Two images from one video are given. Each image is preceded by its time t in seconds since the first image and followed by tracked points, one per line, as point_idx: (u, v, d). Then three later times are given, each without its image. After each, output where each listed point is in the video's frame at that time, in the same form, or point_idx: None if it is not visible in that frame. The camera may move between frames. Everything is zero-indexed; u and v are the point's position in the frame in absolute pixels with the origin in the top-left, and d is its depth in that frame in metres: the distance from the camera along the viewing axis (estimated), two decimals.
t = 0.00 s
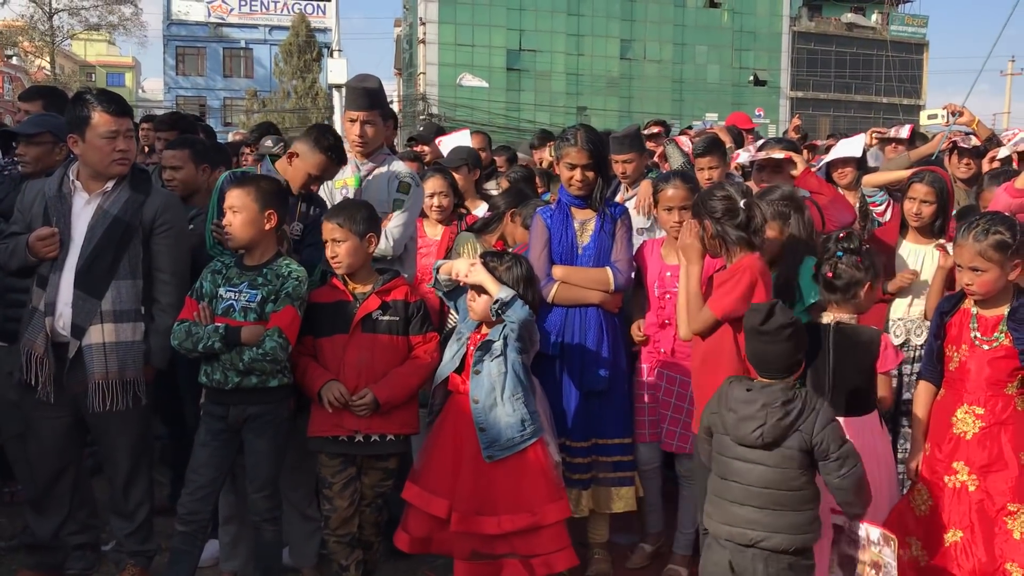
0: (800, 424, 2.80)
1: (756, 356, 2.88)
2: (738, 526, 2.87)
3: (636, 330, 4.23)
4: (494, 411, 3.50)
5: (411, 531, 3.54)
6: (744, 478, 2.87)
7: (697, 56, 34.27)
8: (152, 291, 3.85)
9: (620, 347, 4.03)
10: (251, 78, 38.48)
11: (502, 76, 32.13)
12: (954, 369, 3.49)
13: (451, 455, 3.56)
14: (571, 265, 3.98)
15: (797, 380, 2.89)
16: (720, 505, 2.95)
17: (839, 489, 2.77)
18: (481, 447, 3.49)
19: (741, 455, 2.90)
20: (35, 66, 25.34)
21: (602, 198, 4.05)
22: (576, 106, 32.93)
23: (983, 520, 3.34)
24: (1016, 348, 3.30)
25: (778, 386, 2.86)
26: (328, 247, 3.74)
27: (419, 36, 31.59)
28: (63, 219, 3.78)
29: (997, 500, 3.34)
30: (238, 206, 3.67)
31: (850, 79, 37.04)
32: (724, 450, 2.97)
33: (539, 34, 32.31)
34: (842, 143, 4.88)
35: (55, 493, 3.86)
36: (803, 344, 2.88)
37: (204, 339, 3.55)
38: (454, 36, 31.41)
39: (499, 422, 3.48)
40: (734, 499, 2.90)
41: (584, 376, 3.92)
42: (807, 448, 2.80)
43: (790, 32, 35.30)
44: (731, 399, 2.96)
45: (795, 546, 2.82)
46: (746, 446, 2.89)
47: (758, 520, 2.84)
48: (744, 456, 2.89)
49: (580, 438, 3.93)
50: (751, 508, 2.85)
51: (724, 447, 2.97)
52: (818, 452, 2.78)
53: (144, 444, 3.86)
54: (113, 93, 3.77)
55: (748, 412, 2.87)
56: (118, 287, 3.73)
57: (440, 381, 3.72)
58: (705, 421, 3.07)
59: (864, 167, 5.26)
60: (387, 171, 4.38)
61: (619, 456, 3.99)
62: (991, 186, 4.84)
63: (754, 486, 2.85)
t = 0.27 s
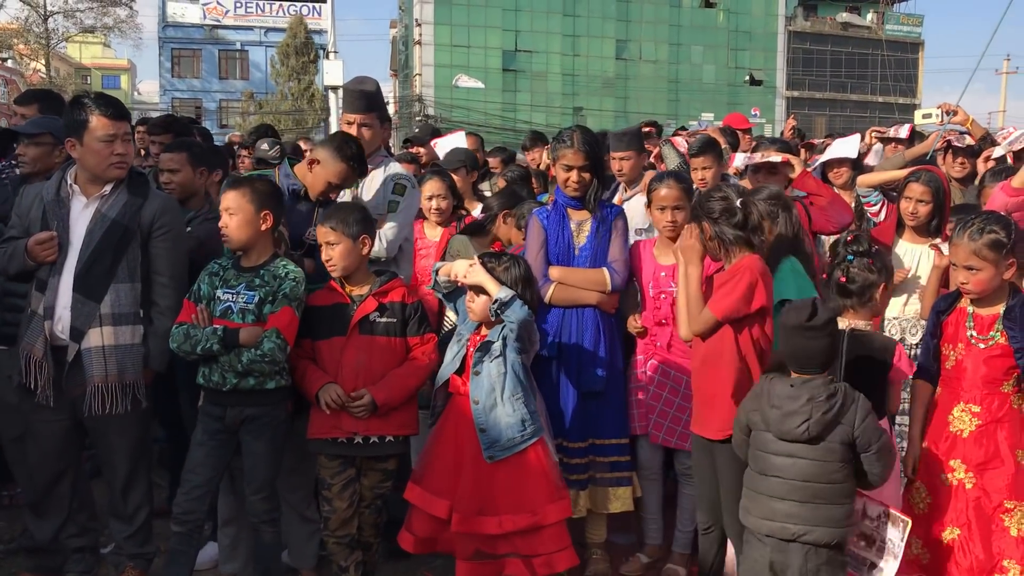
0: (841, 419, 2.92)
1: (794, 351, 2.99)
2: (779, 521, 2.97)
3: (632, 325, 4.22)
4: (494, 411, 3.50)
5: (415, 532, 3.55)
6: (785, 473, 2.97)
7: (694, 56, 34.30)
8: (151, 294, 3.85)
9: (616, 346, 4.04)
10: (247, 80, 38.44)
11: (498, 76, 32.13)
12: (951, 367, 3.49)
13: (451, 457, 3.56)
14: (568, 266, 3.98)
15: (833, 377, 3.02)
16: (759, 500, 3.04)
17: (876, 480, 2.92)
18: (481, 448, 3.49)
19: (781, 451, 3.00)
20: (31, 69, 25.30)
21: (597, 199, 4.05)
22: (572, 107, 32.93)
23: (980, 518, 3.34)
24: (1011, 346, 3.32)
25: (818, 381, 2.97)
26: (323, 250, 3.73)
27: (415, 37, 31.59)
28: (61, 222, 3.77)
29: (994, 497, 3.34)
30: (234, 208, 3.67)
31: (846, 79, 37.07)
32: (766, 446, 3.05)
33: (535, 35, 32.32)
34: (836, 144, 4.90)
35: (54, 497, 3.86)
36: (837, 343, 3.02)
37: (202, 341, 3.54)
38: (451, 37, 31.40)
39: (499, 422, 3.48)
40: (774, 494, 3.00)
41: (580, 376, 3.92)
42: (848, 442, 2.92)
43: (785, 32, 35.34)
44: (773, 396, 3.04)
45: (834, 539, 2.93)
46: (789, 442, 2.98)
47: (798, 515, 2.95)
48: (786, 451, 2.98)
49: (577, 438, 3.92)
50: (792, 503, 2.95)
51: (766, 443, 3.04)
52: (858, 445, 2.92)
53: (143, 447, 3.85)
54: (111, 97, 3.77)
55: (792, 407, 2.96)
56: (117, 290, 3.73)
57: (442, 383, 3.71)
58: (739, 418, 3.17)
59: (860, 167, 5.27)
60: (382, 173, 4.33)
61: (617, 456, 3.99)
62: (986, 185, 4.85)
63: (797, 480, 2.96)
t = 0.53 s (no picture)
0: (862, 409, 2.98)
1: (808, 343, 3.02)
2: (797, 511, 2.99)
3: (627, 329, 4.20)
4: (497, 411, 3.50)
5: (418, 537, 3.55)
6: (802, 464, 2.99)
7: (689, 54, 34.29)
8: (148, 295, 3.84)
9: (613, 346, 4.04)
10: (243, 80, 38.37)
11: (494, 75, 32.12)
12: (945, 363, 3.50)
13: (455, 460, 3.56)
14: (565, 265, 3.98)
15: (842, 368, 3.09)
16: (772, 491, 3.05)
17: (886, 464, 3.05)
18: (486, 448, 3.49)
19: (798, 441, 3.01)
20: (25, 71, 25.24)
21: (593, 198, 4.05)
22: (568, 106, 32.92)
23: (973, 513, 3.34)
24: (1006, 342, 3.33)
25: (837, 371, 3.01)
26: (309, 254, 3.75)
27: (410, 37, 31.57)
28: (58, 224, 3.77)
29: (986, 493, 3.34)
30: (213, 207, 3.67)
31: (842, 76, 37.10)
32: (784, 436, 3.04)
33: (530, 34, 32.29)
34: (832, 142, 4.89)
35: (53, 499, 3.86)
36: (846, 336, 3.08)
37: (190, 341, 3.54)
38: (446, 36, 31.38)
39: (504, 421, 3.49)
40: (790, 484, 3.01)
41: (577, 376, 3.93)
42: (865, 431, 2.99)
43: (781, 30, 35.37)
44: (789, 386, 3.05)
45: (847, 527, 3.00)
46: (809, 431, 3.00)
47: (815, 505, 2.98)
48: (806, 441, 3.00)
49: (575, 438, 3.92)
50: (809, 493, 2.98)
51: (785, 433, 3.04)
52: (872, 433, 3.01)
53: (141, 449, 3.85)
54: (108, 98, 3.77)
55: (816, 398, 2.97)
56: (115, 292, 3.73)
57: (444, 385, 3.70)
58: (746, 410, 3.16)
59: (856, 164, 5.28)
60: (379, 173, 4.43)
61: (615, 455, 4.00)
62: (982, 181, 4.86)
63: (816, 469, 2.98)
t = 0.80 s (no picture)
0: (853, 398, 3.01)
1: (797, 338, 3.04)
2: (798, 502, 3.00)
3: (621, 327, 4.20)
4: (498, 411, 3.51)
5: (419, 540, 3.54)
6: (800, 456, 3.01)
7: (683, 51, 34.28)
8: (146, 296, 3.85)
9: (610, 343, 4.05)
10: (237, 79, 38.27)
11: (488, 73, 32.09)
12: (940, 357, 3.51)
13: (456, 460, 3.56)
14: (561, 264, 3.98)
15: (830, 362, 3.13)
16: (772, 485, 3.06)
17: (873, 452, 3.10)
18: (487, 448, 3.50)
19: (795, 434, 3.03)
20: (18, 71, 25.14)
21: (589, 197, 4.06)
22: (562, 103, 32.90)
23: (967, 507, 3.36)
24: (1000, 338, 3.33)
25: (827, 363, 3.03)
26: (300, 257, 3.78)
27: (404, 35, 31.51)
28: (56, 225, 3.77)
29: (980, 487, 3.35)
30: (184, 207, 3.69)
31: (836, 72, 37.13)
32: (780, 430, 3.06)
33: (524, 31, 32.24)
34: (827, 137, 4.90)
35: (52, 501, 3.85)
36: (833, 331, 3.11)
37: (166, 340, 3.54)
38: (440, 34, 31.32)
39: (504, 421, 3.50)
40: (789, 477, 3.02)
41: (574, 374, 3.93)
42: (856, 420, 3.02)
43: (775, 26, 35.38)
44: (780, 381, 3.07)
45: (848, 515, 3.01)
46: (805, 422, 3.01)
47: (816, 495, 2.99)
48: (802, 433, 3.01)
49: (573, 436, 3.93)
50: (809, 484, 3.00)
51: (781, 426, 3.06)
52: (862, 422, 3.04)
53: (140, 450, 3.85)
54: (104, 99, 3.76)
55: (809, 390, 2.99)
56: (113, 292, 3.74)
57: (441, 386, 3.71)
58: (741, 406, 3.17)
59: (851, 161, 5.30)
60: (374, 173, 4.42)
61: (613, 451, 4.01)
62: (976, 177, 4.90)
63: (814, 460, 3.00)
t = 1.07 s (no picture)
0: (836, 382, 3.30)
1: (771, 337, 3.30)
2: (803, 490, 3.18)
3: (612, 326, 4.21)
4: (493, 410, 3.51)
5: (412, 536, 3.55)
6: (802, 445, 3.21)
7: (670, 47, 34.30)
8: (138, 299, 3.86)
9: (602, 341, 4.06)
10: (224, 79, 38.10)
11: (476, 71, 32.05)
12: (928, 350, 3.54)
13: (447, 460, 3.57)
14: (552, 261, 3.99)
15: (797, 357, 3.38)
16: (772, 477, 3.20)
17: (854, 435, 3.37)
18: (481, 448, 3.50)
19: (794, 424, 3.22)
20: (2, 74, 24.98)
21: (580, 194, 4.07)
22: (550, 100, 32.90)
23: (956, 498, 3.38)
24: (987, 330, 3.37)
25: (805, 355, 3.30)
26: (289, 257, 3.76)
27: (391, 34, 31.45)
28: (46, 228, 3.76)
29: (968, 478, 3.37)
30: (145, 205, 3.51)
31: (823, 66, 37.23)
32: (776, 423, 3.22)
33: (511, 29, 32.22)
34: (815, 131, 4.91)
35: (44, 505, 3.84)
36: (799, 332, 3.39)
37: (130, 346, 3.37)
38: (427, 32, 31.29)
39: (499, 420, 3.50)
40: (791, 467, 3.20)
41: (566, 371, 3.94)
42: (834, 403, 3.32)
43: (762, 21, 35.45)
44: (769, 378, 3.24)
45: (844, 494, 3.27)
46: (803, 411, 3.22)
47: (819, 480, 3.20)
48: (799, 423, 3.22)
49: (566, 433, 3.95)
50: (813, 469, 3.20)
51: (778, 420, 3.22)
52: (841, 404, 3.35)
53: (133, 452, 3.84)
54: (94, 101, 3.75)
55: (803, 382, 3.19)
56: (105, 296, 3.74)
57: (433, 385, 3.71)
58: (732, 406, 3.27)
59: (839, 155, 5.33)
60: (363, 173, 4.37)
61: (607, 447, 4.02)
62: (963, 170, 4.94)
63: (813, 445, 3.22)
